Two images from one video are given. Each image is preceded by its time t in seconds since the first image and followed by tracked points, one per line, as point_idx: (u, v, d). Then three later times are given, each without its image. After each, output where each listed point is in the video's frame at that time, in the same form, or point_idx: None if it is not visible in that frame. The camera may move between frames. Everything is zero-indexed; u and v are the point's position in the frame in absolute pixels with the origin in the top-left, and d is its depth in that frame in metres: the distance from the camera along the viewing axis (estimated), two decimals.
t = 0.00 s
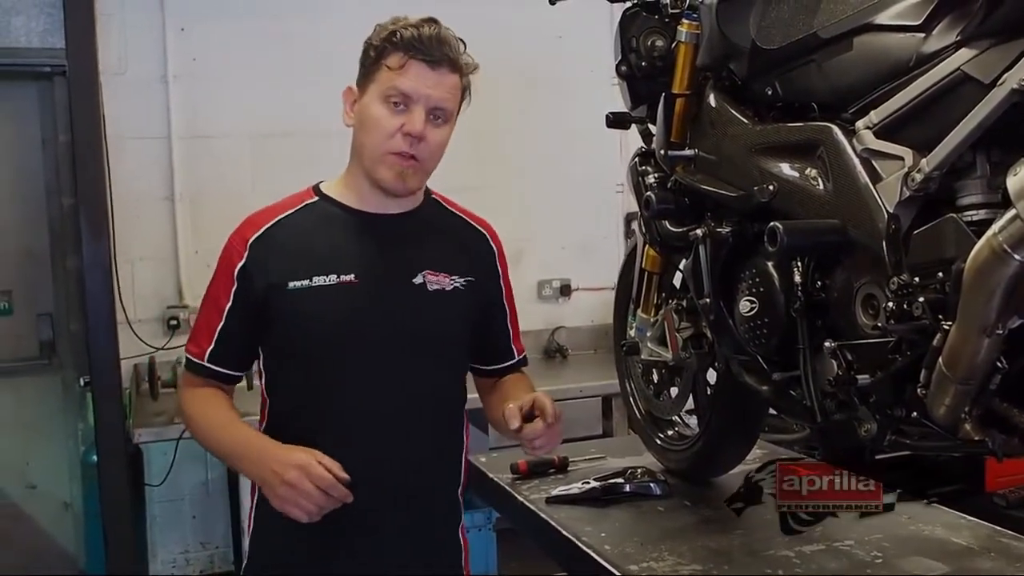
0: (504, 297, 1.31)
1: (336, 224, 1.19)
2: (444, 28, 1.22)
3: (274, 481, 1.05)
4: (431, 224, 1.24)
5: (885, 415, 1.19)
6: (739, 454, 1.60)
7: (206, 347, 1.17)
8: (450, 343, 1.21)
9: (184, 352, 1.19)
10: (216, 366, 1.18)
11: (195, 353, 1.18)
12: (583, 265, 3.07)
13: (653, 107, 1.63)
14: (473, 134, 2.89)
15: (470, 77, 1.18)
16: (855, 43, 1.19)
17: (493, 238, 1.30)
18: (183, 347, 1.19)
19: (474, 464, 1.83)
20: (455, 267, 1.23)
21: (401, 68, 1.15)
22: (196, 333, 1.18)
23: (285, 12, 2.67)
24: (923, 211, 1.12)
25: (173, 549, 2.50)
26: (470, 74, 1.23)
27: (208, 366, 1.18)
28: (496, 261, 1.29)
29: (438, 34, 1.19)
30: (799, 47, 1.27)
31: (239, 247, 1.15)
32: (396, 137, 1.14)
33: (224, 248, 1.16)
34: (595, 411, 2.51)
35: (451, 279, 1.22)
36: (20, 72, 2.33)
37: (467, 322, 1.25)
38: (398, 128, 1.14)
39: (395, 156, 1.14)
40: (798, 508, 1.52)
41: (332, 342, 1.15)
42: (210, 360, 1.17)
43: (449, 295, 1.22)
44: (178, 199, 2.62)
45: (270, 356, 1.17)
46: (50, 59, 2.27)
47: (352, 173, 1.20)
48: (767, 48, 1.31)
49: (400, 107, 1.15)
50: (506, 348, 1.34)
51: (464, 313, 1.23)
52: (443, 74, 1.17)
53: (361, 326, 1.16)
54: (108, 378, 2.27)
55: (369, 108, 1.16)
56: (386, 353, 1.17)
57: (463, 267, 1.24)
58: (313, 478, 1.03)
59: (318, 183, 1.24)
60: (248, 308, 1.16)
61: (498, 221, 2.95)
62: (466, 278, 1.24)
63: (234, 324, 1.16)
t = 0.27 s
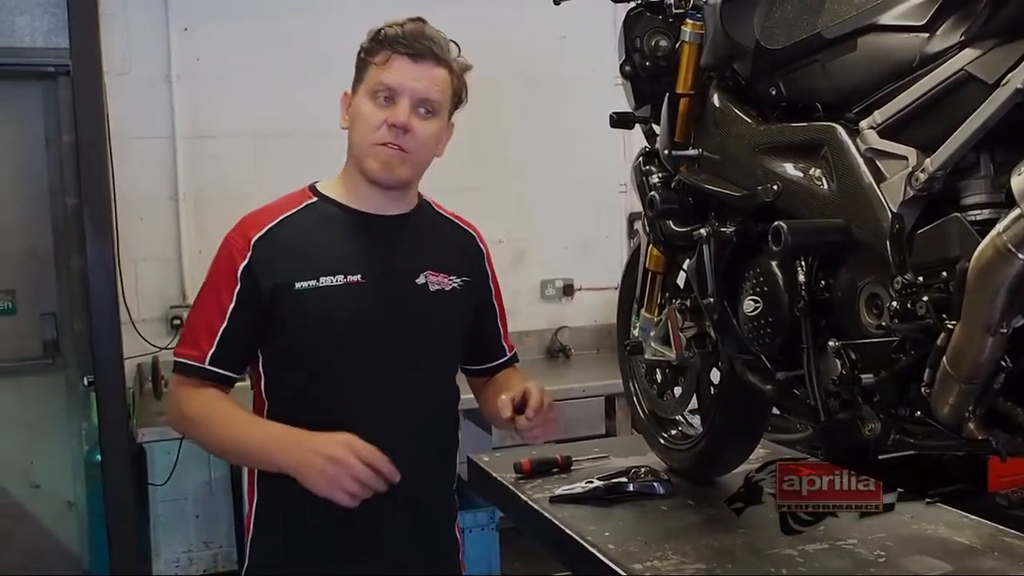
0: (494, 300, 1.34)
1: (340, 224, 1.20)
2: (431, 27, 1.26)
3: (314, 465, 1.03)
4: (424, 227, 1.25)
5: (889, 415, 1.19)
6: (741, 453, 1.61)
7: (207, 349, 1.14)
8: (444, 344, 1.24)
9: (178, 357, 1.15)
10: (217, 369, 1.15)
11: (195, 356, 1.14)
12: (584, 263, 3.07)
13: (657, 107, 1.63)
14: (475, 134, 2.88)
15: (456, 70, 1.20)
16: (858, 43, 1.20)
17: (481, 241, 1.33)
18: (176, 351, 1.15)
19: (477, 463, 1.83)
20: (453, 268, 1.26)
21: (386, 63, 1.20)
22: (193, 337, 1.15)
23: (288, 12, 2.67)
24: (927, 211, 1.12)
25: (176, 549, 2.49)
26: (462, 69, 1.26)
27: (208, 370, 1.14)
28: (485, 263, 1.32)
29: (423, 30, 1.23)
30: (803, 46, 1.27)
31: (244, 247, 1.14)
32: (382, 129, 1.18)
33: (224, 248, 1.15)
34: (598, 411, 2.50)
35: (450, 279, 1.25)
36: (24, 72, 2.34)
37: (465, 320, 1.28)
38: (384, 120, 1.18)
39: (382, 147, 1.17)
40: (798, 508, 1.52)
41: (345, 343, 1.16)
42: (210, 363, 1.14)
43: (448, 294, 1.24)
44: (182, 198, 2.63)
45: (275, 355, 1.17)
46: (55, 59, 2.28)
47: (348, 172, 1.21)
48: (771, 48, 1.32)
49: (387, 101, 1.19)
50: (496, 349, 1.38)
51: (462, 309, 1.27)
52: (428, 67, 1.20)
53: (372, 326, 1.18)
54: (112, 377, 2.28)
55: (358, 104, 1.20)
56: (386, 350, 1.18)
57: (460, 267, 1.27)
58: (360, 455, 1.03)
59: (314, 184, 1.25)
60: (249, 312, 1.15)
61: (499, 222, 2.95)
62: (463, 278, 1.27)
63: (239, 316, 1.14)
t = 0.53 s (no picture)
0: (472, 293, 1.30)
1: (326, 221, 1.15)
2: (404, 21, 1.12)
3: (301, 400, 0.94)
4: (402, 224, 1.20)
5: (889, 412, 1.19)
6: (741, 452, 1.61)
7: (183, 347, 1.11)
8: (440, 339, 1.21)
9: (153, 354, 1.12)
10: (193, 364, 1.11)
11: (172, 354, 1.11)
12: (583, 262, 3.13)
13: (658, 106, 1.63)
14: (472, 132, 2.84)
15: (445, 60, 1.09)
16: (859, 41, 1.20)
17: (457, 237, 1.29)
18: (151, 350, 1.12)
19: (477, 461, 1.83)
20: (432, 261, 1.20)
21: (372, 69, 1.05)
22: (169, 334, 1.11)
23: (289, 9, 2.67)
24: (928, 209, 1.12)
25: (176, 547, 2.49)
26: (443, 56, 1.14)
27: (183, 366, 1.11)
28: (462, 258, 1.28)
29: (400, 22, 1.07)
30: (805, 43, 1.27)
31: (221, 245, 1.11)
32: (382, 137, 1.07)
33: (201, 247, 1.11)
34: (598, 409, 2.51)
35: (429, 274, 1.19)
36: (25, 70, 2.34)
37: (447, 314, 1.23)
38: (381, 131, 1.07)
39: (383, 157, 1.09)
40: (798, 508, 1.51)
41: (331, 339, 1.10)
42: (187, 359, 1.11)
43: (428, 289, 1.18)
44: (182, 195, 2.67)
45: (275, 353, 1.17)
46: (54, 57, 2.28)
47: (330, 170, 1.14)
48: (773, 46, 1.32)
49: (380, 109, 1.06)
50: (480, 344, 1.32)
51: (444, 303, 1.21)
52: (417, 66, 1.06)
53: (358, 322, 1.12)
54: (112, 375, 2.29)
55: (347, 115, 1.06)
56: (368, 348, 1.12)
57: (439, 260, 1.21)
58: (341, 375, 0.95)
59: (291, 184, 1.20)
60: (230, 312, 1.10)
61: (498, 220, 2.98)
62: (441, 272, 1.21)
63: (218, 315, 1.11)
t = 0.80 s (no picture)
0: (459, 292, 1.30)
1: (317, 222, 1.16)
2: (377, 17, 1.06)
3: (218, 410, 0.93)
4: (390, 224, 1.20)
5: (893, 412, 1.19)
6: (743, 452, 1.61)
7: (170, 352, 1.16)
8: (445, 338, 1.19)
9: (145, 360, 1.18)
10: (178, 369, 1.16)
11: (159, 359, 1.16)
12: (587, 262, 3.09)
13: (661, 105, 1.63)
14: (473, 133, 2.91)
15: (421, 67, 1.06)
16: (863, 40, 1.20)
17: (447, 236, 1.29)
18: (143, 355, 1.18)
19: (481, 460, 1.83)
20: (421, 259, 1.20)
21: (339, 75, 1.02)
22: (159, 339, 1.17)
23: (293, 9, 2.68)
24: (933, 208, 1.12)
25: (181, 545, 2.44)
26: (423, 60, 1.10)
27: (170, 370, 1.16)
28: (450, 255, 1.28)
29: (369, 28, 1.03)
30: (808, 43, 1.27)
31: (206, 251, 1.15)
32: (354, 144, 1.05)
33: (188, 254, 1.16)
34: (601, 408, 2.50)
35: (418, 271, 1.19)
36: (31, 69, 2.35)
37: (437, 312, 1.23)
38: (354, 137, 1.04)
39: (358, 163, 1.07)
40: (798, 508, 1.50)
41: (318, 337, 1.08)
42: (173, 364, 1.16)
43: (418, 286, 1.18)
44: (187, 195, 2.66)
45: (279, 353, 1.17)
46: (60, 56, 2.29)
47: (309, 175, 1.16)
48: (777, 45, 1.31)
49: (348, 113, 1.03)
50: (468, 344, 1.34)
51: (434, 302, 1.20)
52: (384, 70, 1.02)
53: (347, 322, 1.09)
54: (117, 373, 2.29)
55: (318, 120, 1.05)
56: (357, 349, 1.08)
57: (428, 258, 1.21)
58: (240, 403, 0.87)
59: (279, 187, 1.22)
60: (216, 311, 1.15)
61: (498, 221, 3.05)
62: (430, 269, 1.21)
63: (202, 326, 1.15)
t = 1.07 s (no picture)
0: (468, 288, 1.27)
1: (321, 225, 1.15)
2: (364, 19, 1.21)
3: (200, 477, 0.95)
4: (396, 224, 1.19)
5: (901, 414, 1.19)
6: (751, 454, 1.60)
7: (175, 353, 1.10)
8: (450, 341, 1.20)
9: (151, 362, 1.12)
10: (187, 373, 1.11)
11: (165, 361, 1.11)
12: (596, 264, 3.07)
13: (668, 107, 1.63)
14: (480, 134, 2.87)
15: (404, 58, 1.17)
16: (870, 42, 1.20)
17: (456, 236, 1.26)
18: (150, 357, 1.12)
19: (488, 462, 1.84)
20: (427, 259, 1.18)
21: (330, 68, 1.15)
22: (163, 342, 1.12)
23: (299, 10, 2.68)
24: (940, 210, 1.11)
25: (189, 546, 2.49)
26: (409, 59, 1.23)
27: (177, 373, 1.11)
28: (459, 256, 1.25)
29: (360, 29, 1.18)
30: (815, 45, 1.27)
31: (211, 254, 1.10)
32: (342, 132, 1.13)
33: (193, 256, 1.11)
34: (608, 410, 2.50)
35: (425, 272, 1.17)
36: (41, 73, 2.36)
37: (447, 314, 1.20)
38: (342, 125, 1.13)
39: (347, 151, 1.13)
40: (798, 508, 1.51)
41: (322, 340, 1.10)
42: (180, 367, 1.10)
43: (425, 288, 1.17)
44: (195, 197, 2.64)
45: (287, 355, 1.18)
46: (70, 59, 2.27)
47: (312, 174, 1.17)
48: (784, 47, 1.31)
49: (340, 105, 1.14)
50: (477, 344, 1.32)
51: (441, 303, 1.19)
52: (373, 63, 1.16)
53: (351, 323, 1.11)
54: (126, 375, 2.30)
55: (314, 115, 1.15)
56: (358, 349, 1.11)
57: (434, 258, 1.19)
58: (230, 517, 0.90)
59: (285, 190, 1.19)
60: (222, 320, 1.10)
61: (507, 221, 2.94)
62: (438, 270, 1.19)
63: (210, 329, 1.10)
